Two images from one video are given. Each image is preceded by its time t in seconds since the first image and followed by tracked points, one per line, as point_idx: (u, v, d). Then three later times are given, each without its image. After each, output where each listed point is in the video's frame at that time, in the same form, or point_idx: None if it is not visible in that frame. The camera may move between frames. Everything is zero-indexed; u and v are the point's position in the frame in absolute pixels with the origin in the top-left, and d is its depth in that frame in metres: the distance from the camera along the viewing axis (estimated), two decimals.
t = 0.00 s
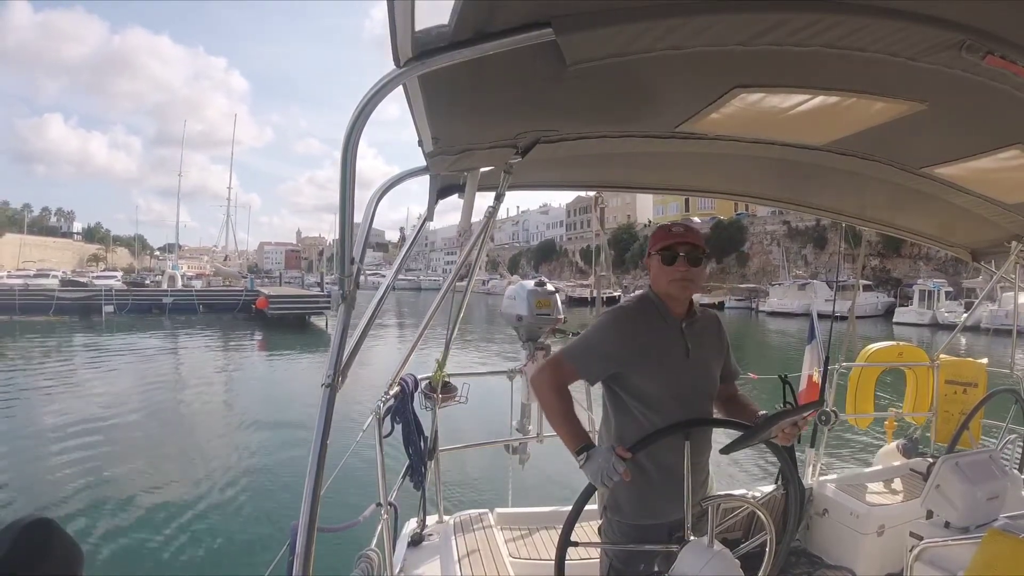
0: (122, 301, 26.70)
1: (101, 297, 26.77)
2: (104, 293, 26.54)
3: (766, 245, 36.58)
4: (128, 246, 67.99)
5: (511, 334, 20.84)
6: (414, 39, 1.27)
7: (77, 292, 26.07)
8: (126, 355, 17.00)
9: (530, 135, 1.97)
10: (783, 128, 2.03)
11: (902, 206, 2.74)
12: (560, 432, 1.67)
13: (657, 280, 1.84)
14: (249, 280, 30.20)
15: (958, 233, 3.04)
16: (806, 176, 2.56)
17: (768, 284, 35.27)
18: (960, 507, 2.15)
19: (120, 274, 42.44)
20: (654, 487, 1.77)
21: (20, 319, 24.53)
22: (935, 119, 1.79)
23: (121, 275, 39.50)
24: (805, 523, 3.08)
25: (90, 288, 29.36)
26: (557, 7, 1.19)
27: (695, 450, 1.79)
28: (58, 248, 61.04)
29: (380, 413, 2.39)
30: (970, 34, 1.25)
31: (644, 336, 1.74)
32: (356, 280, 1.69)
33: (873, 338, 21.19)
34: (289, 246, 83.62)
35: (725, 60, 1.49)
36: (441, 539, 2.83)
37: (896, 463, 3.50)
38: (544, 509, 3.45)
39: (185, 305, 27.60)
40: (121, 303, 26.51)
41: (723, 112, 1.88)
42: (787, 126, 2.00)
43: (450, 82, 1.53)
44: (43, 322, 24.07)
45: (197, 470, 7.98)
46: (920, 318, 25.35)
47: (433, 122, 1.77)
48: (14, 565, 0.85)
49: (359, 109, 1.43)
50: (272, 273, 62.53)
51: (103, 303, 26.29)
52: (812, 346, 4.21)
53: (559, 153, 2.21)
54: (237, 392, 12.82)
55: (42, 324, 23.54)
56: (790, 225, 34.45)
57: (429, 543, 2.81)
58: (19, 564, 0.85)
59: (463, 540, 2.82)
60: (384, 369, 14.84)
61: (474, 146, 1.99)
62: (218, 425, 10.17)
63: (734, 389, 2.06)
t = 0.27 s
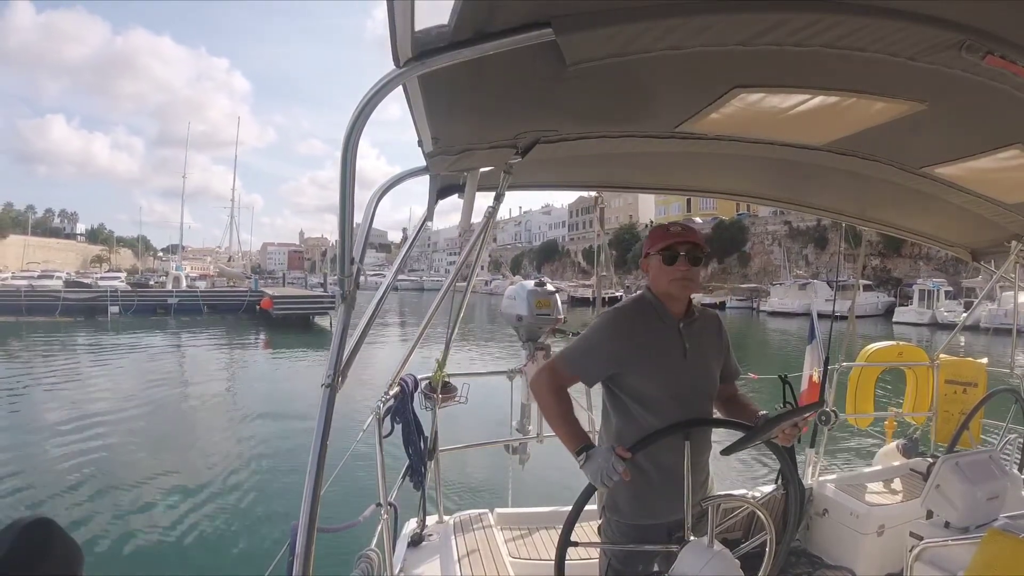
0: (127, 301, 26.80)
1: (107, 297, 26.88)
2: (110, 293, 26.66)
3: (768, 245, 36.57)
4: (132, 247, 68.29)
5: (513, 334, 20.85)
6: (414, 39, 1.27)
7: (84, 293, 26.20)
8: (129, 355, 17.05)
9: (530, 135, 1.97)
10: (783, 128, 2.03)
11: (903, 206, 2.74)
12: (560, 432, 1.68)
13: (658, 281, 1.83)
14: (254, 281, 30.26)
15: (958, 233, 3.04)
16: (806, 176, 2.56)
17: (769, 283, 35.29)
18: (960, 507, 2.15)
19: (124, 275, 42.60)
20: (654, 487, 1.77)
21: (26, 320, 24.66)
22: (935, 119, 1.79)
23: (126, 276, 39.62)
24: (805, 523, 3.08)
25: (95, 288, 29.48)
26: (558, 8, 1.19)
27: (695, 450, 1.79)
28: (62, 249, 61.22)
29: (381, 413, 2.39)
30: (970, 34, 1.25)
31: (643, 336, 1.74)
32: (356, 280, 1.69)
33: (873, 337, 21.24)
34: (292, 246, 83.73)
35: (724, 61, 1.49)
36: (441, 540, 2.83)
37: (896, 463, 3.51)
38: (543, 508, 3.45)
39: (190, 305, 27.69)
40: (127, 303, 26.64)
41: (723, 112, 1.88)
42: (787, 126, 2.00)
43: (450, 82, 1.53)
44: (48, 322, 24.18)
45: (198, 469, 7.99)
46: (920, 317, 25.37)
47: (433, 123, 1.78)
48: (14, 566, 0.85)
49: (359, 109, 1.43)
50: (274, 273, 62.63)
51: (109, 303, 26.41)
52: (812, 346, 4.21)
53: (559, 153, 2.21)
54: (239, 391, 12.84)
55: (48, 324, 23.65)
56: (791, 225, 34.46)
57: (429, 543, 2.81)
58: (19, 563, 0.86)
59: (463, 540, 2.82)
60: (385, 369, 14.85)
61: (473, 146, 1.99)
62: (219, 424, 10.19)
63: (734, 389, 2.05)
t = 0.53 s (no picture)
0: (132, 301, 26.92)
1: (112, 297, 27.01)
2: (116, 293, 26.79)
3: (769, 245, 36.58)
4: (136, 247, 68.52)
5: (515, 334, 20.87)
6: (414, 39, 1.27)
7: (89, 293, 26.32)
8: (132, 355, 17.09)
9: (531, 135, 1.97)
10: (783, 128, 2.03)
11: (903, 206, 2.74)
12: (560, 432, 1.68)
13: (662, 282, 1.81)
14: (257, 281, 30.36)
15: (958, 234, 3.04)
16: (806, 176, 2.55)
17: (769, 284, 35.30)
18: (960, 507, 2.15)
19: (128, 276, 42.80)
20: (653, 487, 1.77)
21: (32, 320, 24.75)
22: (935, 119, 1.79)
23: (131, 276, 39.81)
24: (805, 523, 3.07)
25: (99, 288, 29.57)
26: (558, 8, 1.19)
27: (694, 450, 1.79)
28: (65, 249, 61.32)
29: (381, 413, 2.39)
30: (970, 34, 1.25)
31: (643, 337, 1.74)
32: (356, 280, 1.70)
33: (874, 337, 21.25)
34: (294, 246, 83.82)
35: (723, 60, 1.49)
36: (441, 540, 2.83)
37: (896, 463, 3.51)
38: (543, 509, 3.44)
39: (195, 306, 27.76)
40: (132, 304, 26.78)
41: (724, 112, 1.88)
42: (787, 126, 2.00)
43: (450, 82, 1.53)
44: (53, 322, 24.26)
45: (199, 468, 8.00)
46: (920, 317, 25.38)
47: (434, 123, 1.78)
48: (14, 566, 0.85)
49: (359, 109, 1.43)
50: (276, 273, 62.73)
51: (115, 303, 26.51)
52: (812, 346, 4.21)
53: (559, 153, 2.21)
54: (241, 390, 12.86)
55: (53, 324, 23.73)
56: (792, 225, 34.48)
57: (429, 544, 2.81)
58: (18, 563, 0.85)
59: (463, 540, 2.82)
60: (387, 369, 14.86)
61: (473, 146, 1.99)
62: (220, 424, 10.20)
63: (734, 389, 2.05)
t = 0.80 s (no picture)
0: (138, 300, 27.04)
1: (117, 296, 27.13)
2: (121, 293, 26.91)
3: (770, 244, 36.57)
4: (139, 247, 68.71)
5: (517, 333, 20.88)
6: (414, 39, 1.27)
7: (95, 292, 26.46)
8: (135, 354, 17.14)
9: (531, 135, 1.97)
10: (783, 128, 2.02)
11: (905, 206, 2.74)
12: (559, 432, 1.68)
13: (665, 282, 1.80)
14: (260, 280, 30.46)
15: (960, 233, 3.04)
16: (808, 177, 2.55)
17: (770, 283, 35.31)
18: (960, 507, 2.15)
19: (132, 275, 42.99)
20: (653, 488, 1.77)
21: (38, 319, 24.86)
22: (936, 119, 1.78)
23: (135, 276, 39.97)
24: (805, 523, 3.08)
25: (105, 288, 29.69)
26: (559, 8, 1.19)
27: (694, 450, 1.79)
28: (69, 249, 61.57)
29: (381, 412, 2.39)
30: (970, 34, 1.25)
31: (644, 338, 1.74)
32: (356, 280, 1.70)
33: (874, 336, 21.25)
34: (297, 245, 83.90)
35: (724, 61, 1.49)
36: (442, 539, 2.83)
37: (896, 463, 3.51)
38: (543, 508, 3.45)
39: (201, 305, 27.82)
40: (137, 303, 26.91)
41: (724, 112, 1.88)
42: (787, 126, 2.00)
43: (450, 82, 1.53)
44: (58, 321, 24.35)
45: (200, 467, 8.01)
46: (920, 316, 25.39)
47: (434, 123, 1.78)
48: (14, 566, 0.85)
49: (359, 109, 1.43)
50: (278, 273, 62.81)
51: (121, 302, 26.62)
52: (812, 346, 4.21)
53: (559, 153, 2.21)
54: (243, 389, 12.88)
55: (58, 323, 23.87)
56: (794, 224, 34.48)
57: (429, 544, 2.81)
58: (18, 564, 0.85)
59: (463, 540, 2.82)
60: (389, 368, 14.87)
61: (473, 147, 1.99)
62: (222, 423, 10.22)
63: (734, 390, 2.05)
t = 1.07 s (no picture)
0: (144, 299, 27.13)
1: (122, 295, 27.22)
2: (126, 292, 26.99)
3: (771, 244, 36.58)
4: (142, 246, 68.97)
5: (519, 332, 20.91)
6: (414, 39, 1.27)
7: (100, 292, 26.55)
8: (139, 352, 17.18)
9: (531, 135, 1.97)
10: (783, 128, 2.03)
11: (906, 206, 2.74)
12: (560, 431, 1.68)
13: (667, 282, 1.80)
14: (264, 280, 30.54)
15: (961, 233, 3.04)
16: (808, 176, 2.55)
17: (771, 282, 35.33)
18: (960, 507, 2.15)
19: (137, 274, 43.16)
20: (653, 487, 1.77)
21: (44, 318, 24.94)
22: (936, 118, 1.78)
23: (139, 275, 40.12)
24: (806, 523, 3.08)
25: (110, 287, 29.78)
26: (559, 7, 1.19)
27: (694, 450, 1.79)
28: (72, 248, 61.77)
29: (381, 412, 2.38)
30: (970, 34, 1.25)
31: (645, 337, 1.74)
32: (356, 280, 1.70)
33: (875, 335, 21.27)
34: (300, 245, 83.94)
35: (723, 61, 1.49)
36: (442, 539, 2.83)
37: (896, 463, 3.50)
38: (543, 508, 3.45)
39: (205, 304, 27.88)
40: (142, 302, 27.01)
41: (724, 112, 1.88)
42: (786, 126, 2.00)
43: (450, 82, 1.53)
44: (64, 320, 24.43)
45: (201, 466, 8.02)
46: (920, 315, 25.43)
47: (434, 123, 1.78)
48: (15, 565, 0.85)
49: (359, 109, 1.43)
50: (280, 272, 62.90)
51: (127, 301, 26.70)
52: (812, 346, 4.22)
53: (559, 153, 2.21)
54: (245, 388, 12.90)
55: (62, 322, 23.94)
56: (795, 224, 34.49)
57: (429, 543, 2.81)
58: (19, 563, 0.86)
59: (463, 540, 2.82)
60: (391, 367, 14.89)
61: (473, 147, 1.99)
62: (224, 422, 10.24)
63: (734, 390, 2.05)
